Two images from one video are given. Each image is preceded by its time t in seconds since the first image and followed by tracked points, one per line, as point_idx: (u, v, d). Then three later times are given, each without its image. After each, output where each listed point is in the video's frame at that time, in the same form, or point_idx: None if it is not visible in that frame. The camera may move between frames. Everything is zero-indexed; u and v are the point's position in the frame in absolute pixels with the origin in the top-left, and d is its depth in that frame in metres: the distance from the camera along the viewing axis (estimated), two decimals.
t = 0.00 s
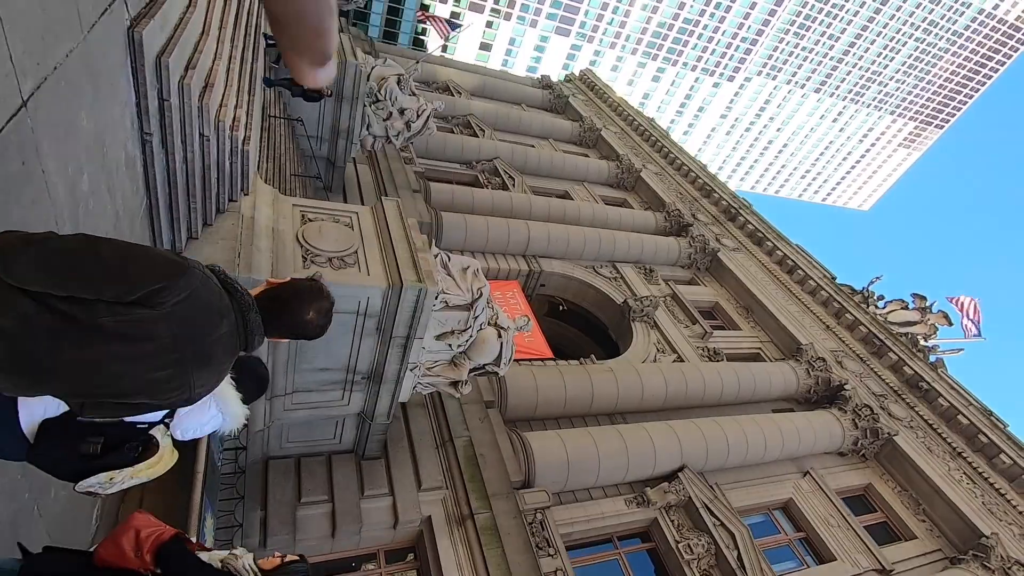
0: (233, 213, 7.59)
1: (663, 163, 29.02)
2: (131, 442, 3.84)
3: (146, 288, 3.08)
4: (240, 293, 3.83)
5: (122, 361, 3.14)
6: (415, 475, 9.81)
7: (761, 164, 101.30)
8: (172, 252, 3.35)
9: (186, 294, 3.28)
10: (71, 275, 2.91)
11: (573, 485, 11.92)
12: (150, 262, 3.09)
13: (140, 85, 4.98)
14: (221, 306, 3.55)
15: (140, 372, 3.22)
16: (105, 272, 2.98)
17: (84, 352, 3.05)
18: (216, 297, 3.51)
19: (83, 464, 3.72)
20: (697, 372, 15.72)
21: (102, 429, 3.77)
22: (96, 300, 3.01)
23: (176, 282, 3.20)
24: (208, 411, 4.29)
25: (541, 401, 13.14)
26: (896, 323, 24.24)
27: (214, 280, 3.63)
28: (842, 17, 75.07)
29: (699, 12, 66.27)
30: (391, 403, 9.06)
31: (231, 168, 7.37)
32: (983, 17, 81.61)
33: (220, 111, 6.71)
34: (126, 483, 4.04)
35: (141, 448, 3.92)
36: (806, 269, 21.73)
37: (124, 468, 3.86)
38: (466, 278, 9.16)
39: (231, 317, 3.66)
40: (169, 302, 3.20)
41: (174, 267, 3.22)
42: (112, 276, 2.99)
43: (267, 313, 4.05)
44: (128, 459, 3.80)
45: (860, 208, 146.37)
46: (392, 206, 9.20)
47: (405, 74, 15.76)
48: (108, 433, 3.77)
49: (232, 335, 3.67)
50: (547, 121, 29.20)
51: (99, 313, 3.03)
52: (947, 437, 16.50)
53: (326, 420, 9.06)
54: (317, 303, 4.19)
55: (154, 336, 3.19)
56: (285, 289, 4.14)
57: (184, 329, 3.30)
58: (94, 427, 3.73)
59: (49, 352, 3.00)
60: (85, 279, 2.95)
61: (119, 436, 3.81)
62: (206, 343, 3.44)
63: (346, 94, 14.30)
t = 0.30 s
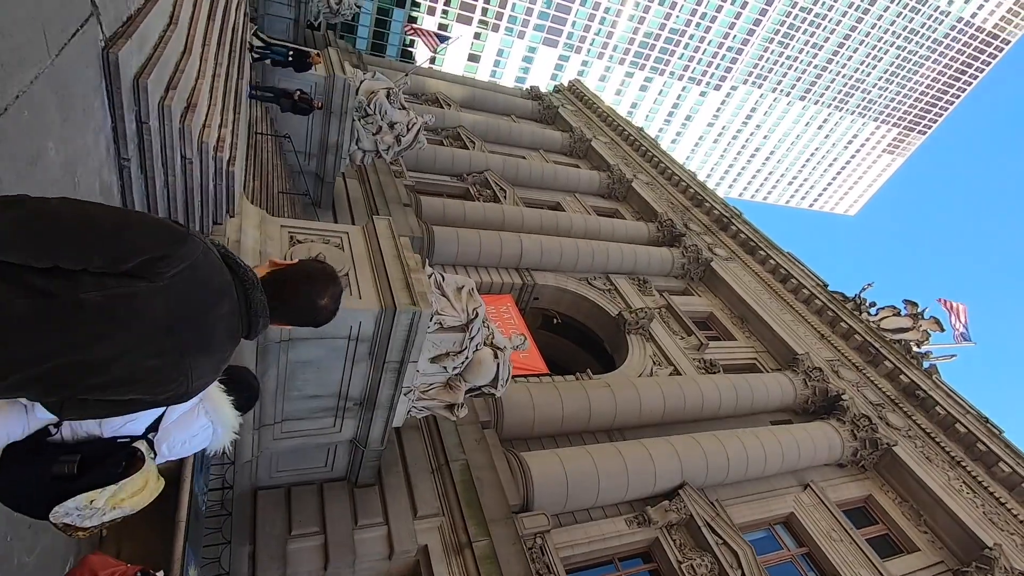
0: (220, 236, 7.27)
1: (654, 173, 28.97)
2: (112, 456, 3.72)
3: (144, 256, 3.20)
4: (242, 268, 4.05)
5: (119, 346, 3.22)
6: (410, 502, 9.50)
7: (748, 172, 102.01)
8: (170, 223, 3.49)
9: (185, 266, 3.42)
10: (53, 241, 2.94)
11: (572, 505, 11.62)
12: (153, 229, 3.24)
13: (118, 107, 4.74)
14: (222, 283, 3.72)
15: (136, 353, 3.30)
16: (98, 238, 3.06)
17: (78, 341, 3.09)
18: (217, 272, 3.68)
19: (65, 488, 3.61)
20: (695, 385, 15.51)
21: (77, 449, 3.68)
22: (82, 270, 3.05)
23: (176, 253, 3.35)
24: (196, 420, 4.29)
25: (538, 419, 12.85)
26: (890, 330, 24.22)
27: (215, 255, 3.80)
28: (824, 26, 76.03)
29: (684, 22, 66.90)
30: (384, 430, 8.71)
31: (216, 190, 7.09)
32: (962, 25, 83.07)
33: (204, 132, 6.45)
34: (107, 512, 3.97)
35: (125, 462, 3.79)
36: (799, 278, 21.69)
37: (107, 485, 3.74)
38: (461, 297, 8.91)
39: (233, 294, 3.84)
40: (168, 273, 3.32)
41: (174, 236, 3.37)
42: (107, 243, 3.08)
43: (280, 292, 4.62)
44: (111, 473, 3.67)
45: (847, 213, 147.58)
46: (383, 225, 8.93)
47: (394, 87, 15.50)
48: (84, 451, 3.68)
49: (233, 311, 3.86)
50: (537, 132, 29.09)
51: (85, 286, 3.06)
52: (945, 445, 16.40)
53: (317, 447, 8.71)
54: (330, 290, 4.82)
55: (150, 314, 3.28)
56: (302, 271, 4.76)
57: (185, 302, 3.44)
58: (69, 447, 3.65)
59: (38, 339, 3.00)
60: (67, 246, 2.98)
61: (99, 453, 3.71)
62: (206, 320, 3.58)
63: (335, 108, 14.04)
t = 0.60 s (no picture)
0: (203, 250, 6.98)
1: (645, 171, 28.85)
2: (82, 479, 3.49)
3: (104, 288, 3.00)
4: (211, 290, 3.90)
5: (77, 382, 3.01)
6: (404, 515, 9.31)
7: (737, 167, 102.43)
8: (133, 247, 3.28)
9: (151, 296, 3.24)
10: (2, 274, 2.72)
11: (568, 513, 11.48)
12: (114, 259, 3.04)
13: (91, 122, 4.48)
14: (190, 309, 3.56)
15: (93, 385, 3.09)
16: (52, 271, 2.84)
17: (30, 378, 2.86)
18: (185, 298, 3.51)
19: (29, 512, 3.33)
20: (688, 388, 15.42)
21: (44, 472, 3.43)
22: (35, 305, 2.84)
23: (141, 282, 3.17)
24: (171, 442, 4.09)
25: (532, 425, 12.68)
26: (879, 328, 24.36)
27: (182, 279, 3.62)
28: (812, 22, 76.27)
29: (673, 18, 66.69)
30: (377, 444, 8.49)
31: (199, 205, 6.79)
32: (947, 21, 83.74)
33: (186, 142, 6.18)
34: (72, 538, 3.65)
35: (96, 486, 3.55)
36: (790, 277, 21.71)
37: (76, 511, 3.49)
38: (454, 308, 8.70)
39: (201, 318, 3.69)
40: (132, 305, 3.13)
41: (138, 263, 3.18)
42: (63, 276, 2.88)
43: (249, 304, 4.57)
44: (82, 496, 3.44)
45: (834, 208, 149.04)
46: (374, 234, 8.67)
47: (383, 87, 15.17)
48: (52, 473, 3.43)
49: (203, 341, 3.75)
50: (527, 130, 28.85)
51: (38, 321, 2.84)
52: (936, 444, 16.50)
53: (308, 463, 8.47)
54: (302, 302, 4.94)
55: (109, 347, 3.09)
56: (276, 281, 4.81)
57: (151, 333, 3.28)
58: (35, 469, 3.40)
59: None
60: (16, 283, 2.77)
61: (68, 476, 3.47)
62: (172, 349, 3.42)
63: (322, 109, 13.71)
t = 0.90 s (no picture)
0: (181, 261, 6.70)
1: (633, 166, 28.72)
2: (55, 522, 3.26)
3: (93, 331, 2.83)
4: (200, 327, 3.68)
5: (59, 420, 2.81)
6: (392, 527, 9.13)
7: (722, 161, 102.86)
8: (120, 285, 3.09)
9: (141, 337, 3.05)
10: None
11: (558, 519, 11.38)
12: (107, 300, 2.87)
13: (52, 134, 4.17)
14: (180, 348, 3.36)
15: (77, 424, 2.90)
16: (40, 311, 2.64)
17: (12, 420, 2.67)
18: (175, 337, 3.31)
19: None
20: (678, 388, 15.38)
21: (14, 514, 3.18)
22: (21, 346, 2.64)
23: (131, 324, 3.00)
24: (151, 475, 3.79)
25: (522, 429, 12.54)
26: (864, 324, 24.60)
27: (172, 317, 3.41)
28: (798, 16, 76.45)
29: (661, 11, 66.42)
30: (364, 456, 8.27)
31: (176, 213, 6.54)
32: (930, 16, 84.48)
33: (160, 149, 5.88)
34: None
35: (69, 530, 3.32)
36: (778, 274, 21.76)
37: (49, 557, 3.22)
38: (444, 315, 8.47)
39: (190, 356, 3.48)
40: (120, 348, 2.96)
41: (128, 306, 3.00)
42: (53, 318, 2.68)
43: (238, 335, 4.39)
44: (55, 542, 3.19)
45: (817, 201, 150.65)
46: (359, 240, 8.40)
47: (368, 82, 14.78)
48: (22, 516, 3.19)
49: (190, 378, 3.52)
50: (515, 124, 28.54)
51: (23, 363, 2.64)
52: (920, 441, 16.70)
53: (292, 475, 8.23)
54: (287, 329, 4.78)
55: (94, 390, 2.90)
56: (263, 309, 4.61)
57: (137, 376, 3.08)
58: (2, 513, 3.14)
59: None
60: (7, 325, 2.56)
61: (40, 519, 3.24)
62: (158, 390, 3.23)
63: (305, 105, 13.33)
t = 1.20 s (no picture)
0: (173, 270, 6.46)
1: (629, 155, 28.42)
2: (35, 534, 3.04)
3: (66, 334, 2.58)
4: (189, 332, 3.49)
5: (38, 434, 2.49)
6: (396, 532, 9.00)
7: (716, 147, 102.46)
8: (95, 287, 2.88)
9: (120, 340, 2.81)
10: None
11: (562, 517, 11.29)
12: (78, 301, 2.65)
13: (31, 146, 3.92)
14: (166, 354, 3.14)
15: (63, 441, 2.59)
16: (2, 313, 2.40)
17: None
18: (159, 343, 3.10)
19: None
20: (678, 381, 15.29)
21: None
22: None
23: (107, 325, 2.76)
24: (141, 486, 3.62)
25: (524, 427, 12.42)
26: (861, 311, 24.59)
27: (156, 321, 3.21)
28: None
29: None
30: (366, 463, 8.11)
31: (167, 221, 6.29)
32: None
33: (148, 155, 5.60)
34: None
35: (48, 544, 3.09)
36: (776, 264, 21.66)
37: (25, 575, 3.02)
38: (445, 319, 8.26)
39: (179, 363, 3.26)
40: (98, 352, 2.71)
41: (103, 306, 2.78)
42: (18, 320, 2.45)
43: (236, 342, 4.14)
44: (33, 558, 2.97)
45: (809, 185, 150.87)
46: (357, 242, 8.18)
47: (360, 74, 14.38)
48: None
49: (181, 387, 3.30)
50: (509, 114, 28.14)
51: None
52: (919, 430, 16.74)
53: (293, 484, 8.06)
54: (285, 331, 4.51)
55: (76, 402, 2.60)
56: (257, 312, 4.34)
57: (120, 384, 2.80)
58: None
59: None
60: None
61: (14, 532, 3.02)
62: (146, 400, 2.98)
63: (297, 100, 12.97)
